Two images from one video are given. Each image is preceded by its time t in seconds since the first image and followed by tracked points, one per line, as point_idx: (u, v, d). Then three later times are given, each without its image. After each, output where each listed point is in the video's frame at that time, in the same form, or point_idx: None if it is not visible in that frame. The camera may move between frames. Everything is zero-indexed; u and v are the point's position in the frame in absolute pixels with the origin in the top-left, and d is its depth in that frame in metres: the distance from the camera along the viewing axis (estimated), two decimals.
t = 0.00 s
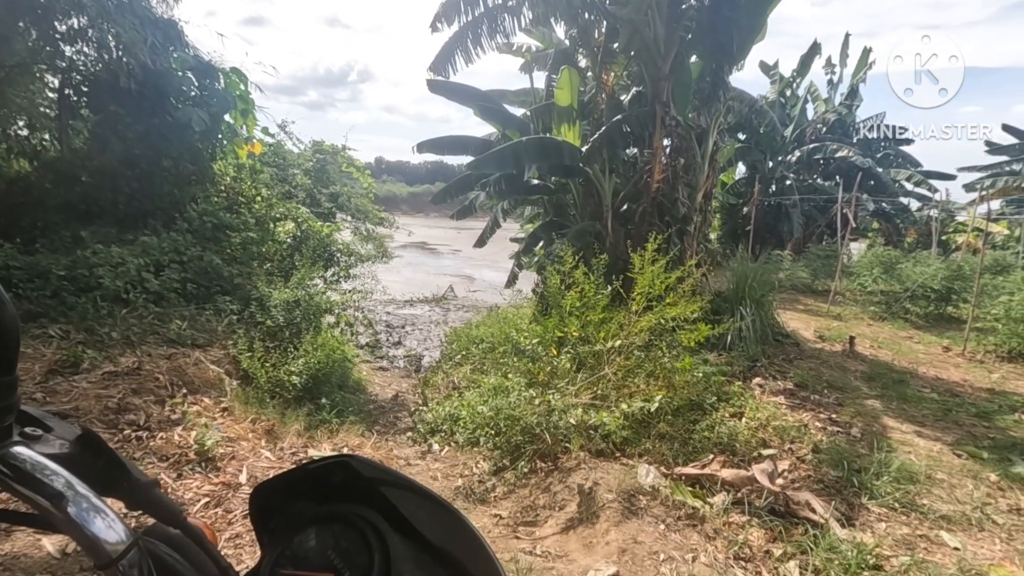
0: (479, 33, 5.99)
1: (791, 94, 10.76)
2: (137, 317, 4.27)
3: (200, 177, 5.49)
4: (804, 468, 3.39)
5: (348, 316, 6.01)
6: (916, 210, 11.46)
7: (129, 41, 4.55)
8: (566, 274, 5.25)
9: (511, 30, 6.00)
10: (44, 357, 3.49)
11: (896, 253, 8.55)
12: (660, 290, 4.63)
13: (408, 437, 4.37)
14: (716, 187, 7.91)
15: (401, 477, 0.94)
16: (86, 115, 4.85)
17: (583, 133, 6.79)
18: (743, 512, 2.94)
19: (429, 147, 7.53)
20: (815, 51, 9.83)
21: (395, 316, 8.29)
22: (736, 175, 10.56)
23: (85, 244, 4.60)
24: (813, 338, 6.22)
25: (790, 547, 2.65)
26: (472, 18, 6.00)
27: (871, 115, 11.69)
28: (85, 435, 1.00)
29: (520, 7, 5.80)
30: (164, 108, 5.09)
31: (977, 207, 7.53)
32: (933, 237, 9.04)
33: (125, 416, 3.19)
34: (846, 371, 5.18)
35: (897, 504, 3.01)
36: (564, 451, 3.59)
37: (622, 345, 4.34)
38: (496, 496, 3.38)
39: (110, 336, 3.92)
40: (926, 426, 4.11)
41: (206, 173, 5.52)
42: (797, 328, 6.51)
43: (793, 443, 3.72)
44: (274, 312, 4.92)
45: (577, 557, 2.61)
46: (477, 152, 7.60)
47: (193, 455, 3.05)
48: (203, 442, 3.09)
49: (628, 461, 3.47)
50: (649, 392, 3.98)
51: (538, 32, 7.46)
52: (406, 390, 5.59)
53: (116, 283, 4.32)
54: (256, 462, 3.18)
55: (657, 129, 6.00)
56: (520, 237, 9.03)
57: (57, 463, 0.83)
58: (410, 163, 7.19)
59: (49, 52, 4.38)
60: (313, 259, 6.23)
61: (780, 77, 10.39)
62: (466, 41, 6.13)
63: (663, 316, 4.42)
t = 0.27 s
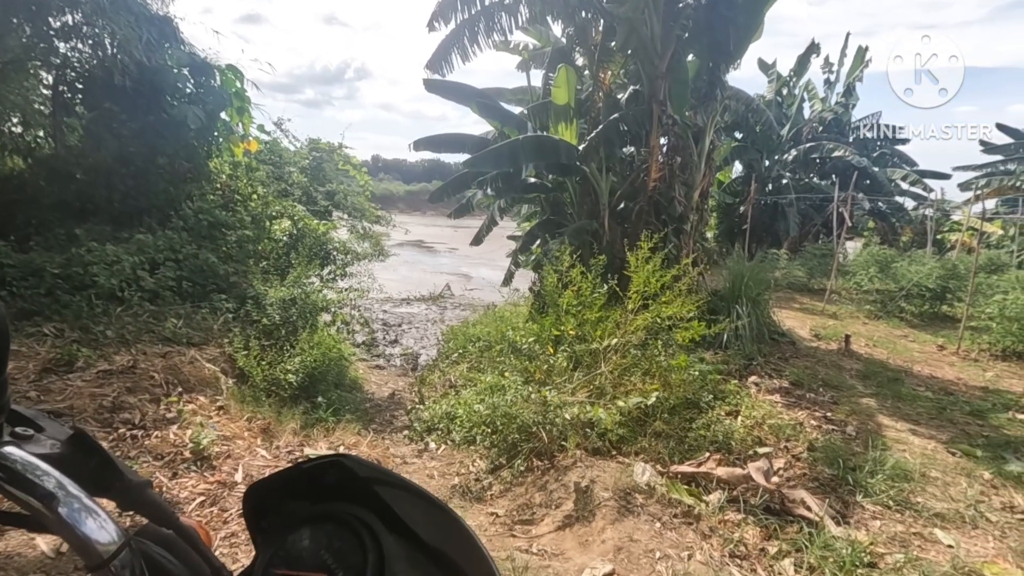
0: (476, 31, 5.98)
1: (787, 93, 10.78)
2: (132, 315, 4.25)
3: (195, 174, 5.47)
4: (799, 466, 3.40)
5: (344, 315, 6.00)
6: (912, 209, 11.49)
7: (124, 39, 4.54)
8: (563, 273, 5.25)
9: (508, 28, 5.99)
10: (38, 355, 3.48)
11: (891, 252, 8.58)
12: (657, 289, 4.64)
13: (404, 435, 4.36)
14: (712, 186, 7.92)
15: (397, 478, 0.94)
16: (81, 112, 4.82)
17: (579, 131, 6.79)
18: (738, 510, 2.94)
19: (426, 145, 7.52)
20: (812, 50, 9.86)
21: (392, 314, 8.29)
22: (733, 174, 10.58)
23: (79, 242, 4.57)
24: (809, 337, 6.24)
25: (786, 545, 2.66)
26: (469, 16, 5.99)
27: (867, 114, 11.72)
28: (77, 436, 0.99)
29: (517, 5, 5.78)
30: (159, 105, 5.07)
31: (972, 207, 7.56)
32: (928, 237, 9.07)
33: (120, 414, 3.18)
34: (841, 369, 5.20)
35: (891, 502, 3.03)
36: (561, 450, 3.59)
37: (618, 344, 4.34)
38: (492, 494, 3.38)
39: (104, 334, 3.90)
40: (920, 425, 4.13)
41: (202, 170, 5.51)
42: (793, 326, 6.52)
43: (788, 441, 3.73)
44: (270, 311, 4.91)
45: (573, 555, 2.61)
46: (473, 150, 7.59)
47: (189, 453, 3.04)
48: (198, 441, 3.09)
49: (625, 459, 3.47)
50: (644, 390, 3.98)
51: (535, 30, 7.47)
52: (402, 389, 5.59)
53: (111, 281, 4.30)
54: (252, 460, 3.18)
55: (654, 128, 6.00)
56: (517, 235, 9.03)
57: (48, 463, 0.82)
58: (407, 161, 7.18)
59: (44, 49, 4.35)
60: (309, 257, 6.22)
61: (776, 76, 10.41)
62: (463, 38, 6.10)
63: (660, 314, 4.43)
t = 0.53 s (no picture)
0: (473, 28, 5.98)
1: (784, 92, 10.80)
2: (128, 313, 4.25)
3: (191, 172, 5.45)
4: (795, 464, 3.42)
5: (341, 313, 6.00)
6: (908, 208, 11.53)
7: (120, 36, 4.58)
8: (560, 271, 5.26)
9: (505, 26, 5.99)
10: (34, 353, 3.47)
11: (887, 251, 8.60)
12: (653, 287, 4.65)
13: (401, 434, 4.37)
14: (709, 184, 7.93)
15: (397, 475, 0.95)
16: (76, 109, 4.78)
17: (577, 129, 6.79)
18: (735, 507, 2.96)
19: (423, 143, 7.52)
20: (809, 49, 9.88)
21: (390, 313, 8.29)
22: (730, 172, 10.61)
23: (75, 239, 4.56)
24: (805, 335, 6.26)
25: (781, 542, 2.67)
26: (466, 14, 5.99)
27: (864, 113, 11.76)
28: (80, 432, 1.00)
29: (514, 3, 5.79)
30: (154, 103, 5.06)
31: (967, 205, 7.59)
32: (923, 235, 9.10)
33: (116, 412, 3.18)
34: (837, 367, 5.23)
35: (885, 499, 3.05)
36: (557, 447, 3.60)
37: (615, 342, 4.36)
38: (489, 492, 3.39)
39: (100, 332, 3.90)
40: (915, 422, 4.15)
41: (198, 168, 5.50)
42: (789, 325, 6.55)
43: (784, 439, 3.75)
44: (267, 309, 4.91)
45: (570, 552, 2.62)
46: (471, 148, 7.59)
47: (185, 451, 3.05)
48: (195, 438, 3.09)
49: (621, 457, 3.48)
50: (640, 388, 3.99)
51: (532, 27, 7.47)
52: (399, 387, 5.59)
53: (107, 279, 4.30)
54: (249, 458, 3.19)
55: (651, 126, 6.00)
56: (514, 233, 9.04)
57: (53, 458, 0.83)
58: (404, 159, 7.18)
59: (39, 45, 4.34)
60: (306, 255, 6.22)
61: (773, 75, 10.43)
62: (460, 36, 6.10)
63: (656, 312, 4.45)
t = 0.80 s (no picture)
0: (470, 26, 5.98)
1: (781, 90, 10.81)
2: (124, 311, 4.24)
3: (187, 169, 5.43)
4: (791, 462, 3.43)
5: (338, 311, 6.00)
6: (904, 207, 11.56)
7: (115, 32, 4.56)
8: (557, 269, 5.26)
9: (502, 24, 6.01)
10: (29, 352, 3.46)
11: (883, 249, 8.63)
12: (650, 286, 4.66)
13: (398, 432, 4.37)
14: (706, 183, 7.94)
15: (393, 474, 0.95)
16: (71, 105, 4.77)
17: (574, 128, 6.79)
18: (731, 505, 2.97)
19: (420, 141, 7.51)
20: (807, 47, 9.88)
21: (386, 311, 8.28)
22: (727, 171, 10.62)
23: (70, 237, 4.54)
24: (801, 334, 6.28)
25: (777, 540, 2.68)
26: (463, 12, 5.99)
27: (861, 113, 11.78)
28: (75, 432, 1.00)
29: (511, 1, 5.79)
30: (150, 99, 5.04)
31: (963, 205, 7.62)
32: (919, 234, 9.13)
33: (112, 410, 3.17)
34: (832, 366, 5.25)
35: (881, 497, 3.07)
36: (554, 445, 3.60)
37: (612, 340, 4.37)
38: (486, 490, 3.39)
39: (96, 330, 3.89)
40: (910, 420, 4.17)
41: (194, 165, 5.47)
42: (785, 323, 6.56)
43: (780, 437, 3.76)
44: (264, 307, 4.91)
45: (567, 551, 2.63)
46: (468, 146, 7.59)
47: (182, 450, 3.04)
48: (191, 437, 3.08)
49: (618, 455, 3.49)
50: (637, 387, 4.00)
51: (529, 25, 7.46)
52: (396, 385, 5.59)
53: (103, 277, 4.28)
54: (246, 457, 3.18)
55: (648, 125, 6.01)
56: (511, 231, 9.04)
57: (47, 459, 0.83)
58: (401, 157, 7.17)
59: (33, 42, 4.32)
60: (302, 253, 6.21)
61: (771, 74, 10.44)
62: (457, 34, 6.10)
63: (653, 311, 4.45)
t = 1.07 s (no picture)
0: (468, 24, 5.96)
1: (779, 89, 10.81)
2: (120, 308, 4.24)
3: (184, 166, 5.42)
4: (787, 460, 3.44)
5: (335, 309, 5.99)
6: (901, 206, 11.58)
7: (110, 28, 4.54)
8: (554, 267, 5.26)
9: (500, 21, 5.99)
10: (26, 349, 3.45)
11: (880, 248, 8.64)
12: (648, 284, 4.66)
13: (396, 429, 4.37)
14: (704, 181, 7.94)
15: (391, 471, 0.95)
16: (66, 102, 4.77)
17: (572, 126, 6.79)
18: (728, 503, 2.98)
19: (418, 139, 7.50)
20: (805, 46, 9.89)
21: (384, 308, 8.28)
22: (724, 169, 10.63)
23: (66, 234, 4.53)
24: (798, 332, 6.28)
25: (773, 537, 2.69)
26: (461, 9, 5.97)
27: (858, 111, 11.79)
28: (73, 429, 1.01)
29: None
30: (146, 96, 5.02)
31: (959, 203, 7.63)
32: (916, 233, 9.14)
33: (108, 408, 3.17)
34: (829, 364, 5.26)
35: (876, 495, 3.08)
36: (552, 443, 3.61)
37: (609, 338, 4.38)
38: (484, 487, 3.40)
39: (92, 328, 3.88)
40: (906, 418, 4.18)
41: (190, 163, 5.46)
42: (782, 322, 6.57)
43: (777, 435, 3.77)
44: (261, 304, 4.91)
45: (563, 548, 2.64)
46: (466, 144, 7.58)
47: (178, 447, 3.04)
48: (188, 435, 3.08)
49: (615, 453, 3.49)
50: (634, 385, 4.01)
51: (527, 23, 7.45)
52: (393, 383, 5.60)
53: (99, 275, 4.26)
54: (243, 455, 3.18)
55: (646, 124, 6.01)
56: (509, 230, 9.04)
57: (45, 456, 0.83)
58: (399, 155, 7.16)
59: (28, 38, 4.32)
60: (299, 250, 6.20)
61: (769, 72, 10.44)
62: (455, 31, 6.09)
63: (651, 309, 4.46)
